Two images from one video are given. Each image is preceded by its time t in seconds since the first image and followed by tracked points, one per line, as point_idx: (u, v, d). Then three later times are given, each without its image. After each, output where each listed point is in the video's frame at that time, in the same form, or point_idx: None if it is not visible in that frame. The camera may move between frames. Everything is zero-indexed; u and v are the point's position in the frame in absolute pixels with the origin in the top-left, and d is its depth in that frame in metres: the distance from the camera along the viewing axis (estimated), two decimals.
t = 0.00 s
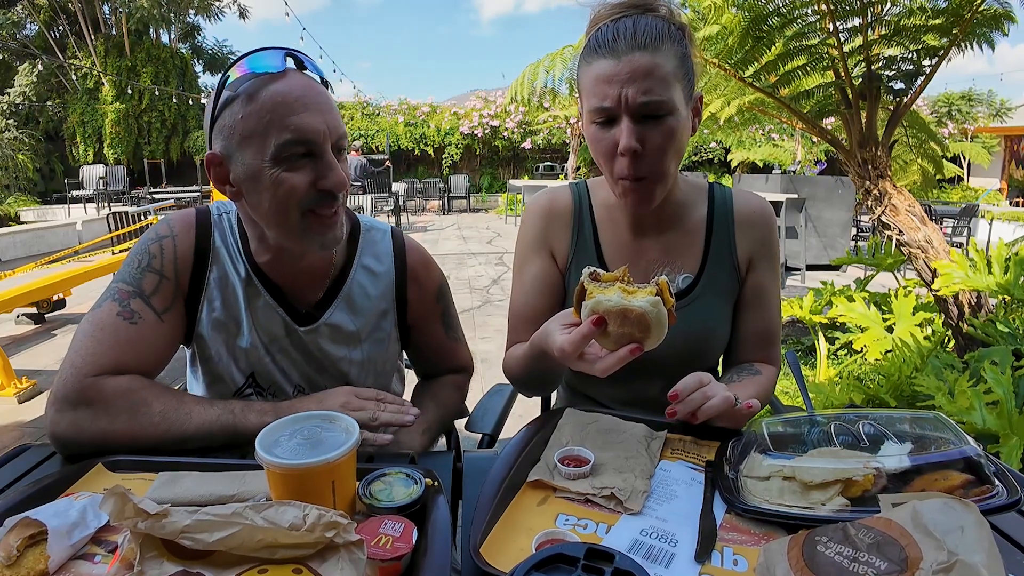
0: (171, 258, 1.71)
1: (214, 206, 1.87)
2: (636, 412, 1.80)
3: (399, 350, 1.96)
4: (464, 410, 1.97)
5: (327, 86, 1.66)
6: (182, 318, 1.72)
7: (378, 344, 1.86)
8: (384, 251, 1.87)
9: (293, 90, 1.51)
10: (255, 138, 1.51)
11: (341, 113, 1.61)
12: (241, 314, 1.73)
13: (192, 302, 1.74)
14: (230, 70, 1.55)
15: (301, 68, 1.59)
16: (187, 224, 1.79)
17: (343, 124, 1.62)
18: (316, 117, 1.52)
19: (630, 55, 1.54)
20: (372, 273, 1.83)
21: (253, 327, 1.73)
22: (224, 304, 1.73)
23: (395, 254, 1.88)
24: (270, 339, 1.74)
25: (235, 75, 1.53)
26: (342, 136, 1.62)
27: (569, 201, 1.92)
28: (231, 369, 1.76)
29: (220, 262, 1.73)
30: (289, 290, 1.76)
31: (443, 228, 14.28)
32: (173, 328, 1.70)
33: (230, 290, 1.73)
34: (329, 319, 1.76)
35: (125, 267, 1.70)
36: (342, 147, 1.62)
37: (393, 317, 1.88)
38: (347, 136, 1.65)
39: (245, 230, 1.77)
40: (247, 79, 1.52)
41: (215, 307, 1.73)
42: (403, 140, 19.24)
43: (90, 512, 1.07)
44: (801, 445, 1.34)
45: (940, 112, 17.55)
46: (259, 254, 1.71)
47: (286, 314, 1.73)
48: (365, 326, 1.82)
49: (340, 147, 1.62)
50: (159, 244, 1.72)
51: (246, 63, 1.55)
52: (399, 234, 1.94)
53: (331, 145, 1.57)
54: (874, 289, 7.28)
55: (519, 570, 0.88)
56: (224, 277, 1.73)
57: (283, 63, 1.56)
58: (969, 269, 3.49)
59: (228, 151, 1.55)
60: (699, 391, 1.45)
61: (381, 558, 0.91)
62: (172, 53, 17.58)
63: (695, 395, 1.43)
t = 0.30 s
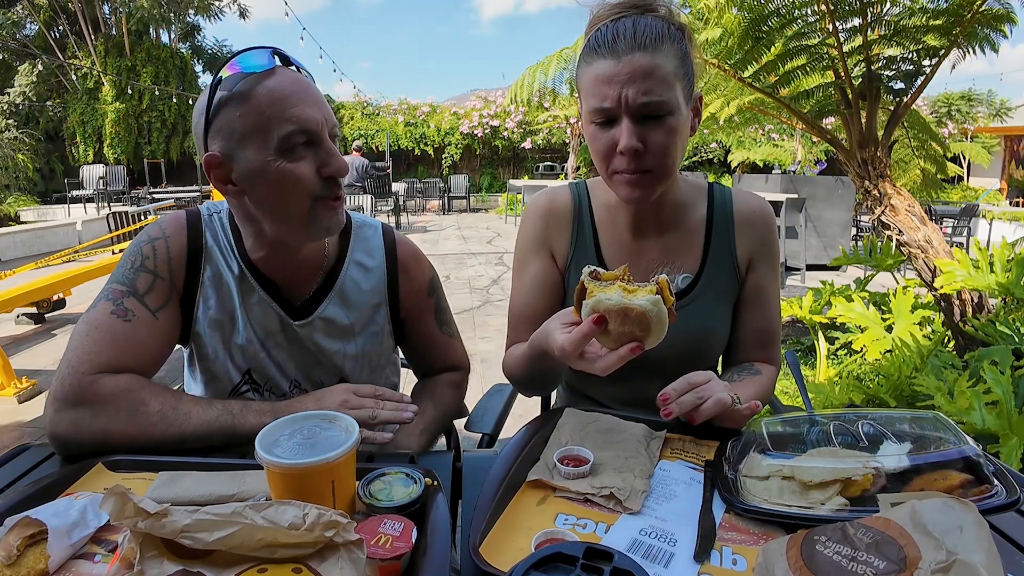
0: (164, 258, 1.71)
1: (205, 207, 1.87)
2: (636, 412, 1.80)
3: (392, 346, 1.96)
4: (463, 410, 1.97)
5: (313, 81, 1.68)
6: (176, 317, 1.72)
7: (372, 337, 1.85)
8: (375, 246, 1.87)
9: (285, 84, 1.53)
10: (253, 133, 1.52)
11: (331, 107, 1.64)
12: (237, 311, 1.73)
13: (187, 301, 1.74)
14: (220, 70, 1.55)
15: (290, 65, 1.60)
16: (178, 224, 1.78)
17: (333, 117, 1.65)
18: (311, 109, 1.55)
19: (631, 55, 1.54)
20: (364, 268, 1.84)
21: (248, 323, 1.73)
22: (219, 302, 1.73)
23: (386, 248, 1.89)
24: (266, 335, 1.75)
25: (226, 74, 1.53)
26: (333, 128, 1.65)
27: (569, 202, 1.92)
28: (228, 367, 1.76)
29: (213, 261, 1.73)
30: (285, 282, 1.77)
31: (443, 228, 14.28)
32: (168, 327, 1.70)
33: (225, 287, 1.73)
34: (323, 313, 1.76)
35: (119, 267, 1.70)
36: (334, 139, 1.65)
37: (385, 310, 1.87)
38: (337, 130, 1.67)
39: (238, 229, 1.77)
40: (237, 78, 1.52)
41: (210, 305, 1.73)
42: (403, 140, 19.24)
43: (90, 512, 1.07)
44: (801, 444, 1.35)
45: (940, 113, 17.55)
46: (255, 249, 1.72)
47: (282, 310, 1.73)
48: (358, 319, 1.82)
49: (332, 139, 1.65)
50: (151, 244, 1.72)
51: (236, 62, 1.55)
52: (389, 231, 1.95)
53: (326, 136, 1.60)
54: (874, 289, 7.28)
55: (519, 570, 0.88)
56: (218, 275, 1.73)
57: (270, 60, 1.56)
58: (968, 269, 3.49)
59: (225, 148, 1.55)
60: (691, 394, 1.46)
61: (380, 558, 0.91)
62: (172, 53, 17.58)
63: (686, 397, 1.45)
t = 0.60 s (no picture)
0: (159, 258, 1.72)
1: (199, 207, 1.87)
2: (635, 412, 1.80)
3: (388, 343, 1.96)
4: (463, 410, 1.97)
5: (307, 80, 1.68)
6: (173, 316, 1.72)
7: (366, 334, 1.85)
8: (370, 243, 1.87)
9: (279, 82, 1.53)
10: (248, 130, 1.52)
11: (324, 105, 1.64)
12: (232, 309, 1.73)
13: (184, 300, 1.74)
14: (215, 69, 1.55)
15: (284, 64, 1.60)
16: (172, 224, 1.78)
17: (327, 115, 1.66)
18: (304, 106, 1.55)
19: (630, 55, 1.53)
20: (358, 265, 1.84)
21: (244, 321, 1.73)
22: (214, 299, 1.73)
23: (379, 244, 1.89)
24: (262, 333, 1.74)
25: (220, 72, 1.53)
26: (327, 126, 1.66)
27: (567, 201, 1.92)
28: (225, 365, 1.75)
29: (208, 259, 1.73)
30: (280, 279, 1.77)
31: (443, 228, 14.28)
32: (166, 326, 1.70)
33: (219, 285, 1.74)
34: (317, 310, 1.76)
35: (115, 267, 1.70)
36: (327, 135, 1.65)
37: (379, 305, 1.87)
38: (331, 127, 1.68)
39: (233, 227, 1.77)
40: (232, 76, 1.51)
41: (206, 303, 1.73)
42: (403, 140, 19.24)
43: (90, 512, 1.07)
44: (801, 445, 1.34)
45: (940, 112, 17.55)
46: (251, 246, 1.72)
47: (276, 307, 1.73)
48: (353, 315, 1.82)
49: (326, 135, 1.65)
50: (146, 244, 1.73)
51: (230, 61, 1.55)
52: (382, 228, 1.95)
53: (320, 133, 1.60)
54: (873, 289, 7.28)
55: (519, 570, 0.88)
56: (213, 273, 1.74)
57: (265, 60, 1.56)
58: (968, 269, 3.49)
59: (220, 146, 1.55)
60: (690, 403, 1.44)
61: (380, 558, 0.91)
62: (172, 53, 17.57)
63: (685, 408, 1.44)
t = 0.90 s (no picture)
0: (158, 258, 1.71)
1: (198, 207, 1.87)
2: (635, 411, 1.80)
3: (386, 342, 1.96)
4: (463, 410, 1.97)
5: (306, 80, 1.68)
6: (171, 317, 1.72)
7: (365, 333, 1.85)
8: (368, 242, 1.88)
9: (279, 81, 1.53)
10: (248, 129, 1.52)
11: (323, 104, 1.65)
12: (231, 308, 1.73)
13: (182, 301, 1.73)
14: (215, 68, 1.55)
15: (283, 64, 1.60)
16: (171, 225, 1.78)
17: (326, 115, 1.66)
18: (303, 105, 1.56)
19: (633, 54, 1.53)
20: (356, 264, 1.84)
21: (243, 320, 1.73)
22: (213, 299, 1.73)
23: (378, 243, 1.89)
24: (261, 332, 1.74)
25: (220, 72, 1.53)
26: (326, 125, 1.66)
27: (567, 202, 1.92)
28: (224, 364, 1.75)
29: (207, 259, 1.73)
30: (277, 278, 1.77)
31: (443, 228, 14.28)
32: (164, 326, 1.70)
33: (218, 284, 1.74)
34: (316, 309, 1.76)
35: (114, 268, 1.71)
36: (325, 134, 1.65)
37: (377, 305, 1.87)
38: (329, 127, 1.68)
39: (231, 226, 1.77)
40: (232, 75, 1.51)
41: (205, 302, 1.73)
42: (403, 140, 19.24)
43: (90, 512, 1.07)
44: (801, 444, 1.35)
45: (940, 112, 17.55)
46: (250, 244, 1.72)
47: (274, 305, 1.73)
48: (351, 314, 1.82)
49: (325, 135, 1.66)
50: (145, 245, 1.73)
51: (230, 61, 1.55)
52: (381, 227, 1.95)
53: (319, 132, 1.61)
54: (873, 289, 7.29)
55: (519, 570, 0.88)
56: (213, 273, 1.74)
57: (264, 59, 1.56)
58: (968, 269, 3.49)
59: (220, 144, 1.55)
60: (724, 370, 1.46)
61: (381, 558, 0.91)
62: (172, 53, 17.57)
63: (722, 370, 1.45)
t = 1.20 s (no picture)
0: (158, 258, 1.72)
1: (198, 207, 1.87)
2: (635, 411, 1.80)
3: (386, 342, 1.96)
4: (463, 410, 1.97)
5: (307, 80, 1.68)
6: (171, 316, 1.72)
7: (365, 332, 1.85)
8: (368, 242, 1.88)
9: (280, 81, 1.54)
10: (248, 129, 1.53)
11: (323, 105, 1.65)
12: (231, 307, 1.73)
13: (182, 302, 1.74)
14: (217, 68, 1.55)
15: (284, 65, 1.60)
16: (170, 225, 1.78)
17: (326, 115, 1.66)
18: (303, 105, 1.56)
19: (639, 55, 1.54)
20: (356, 263, 1.84)
21: (243, 320, 1.73)
22: (214, 299, 1.74)
23: (378, 243, 1.89)
24: (261, 332, 1.75)
25: (222, 72, 1.53)
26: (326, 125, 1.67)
27: (567, 202, 1.92)
28: (224, 364, 1.75)
29: (207, 259, 1.74)
30: (277, 277, 1.77)
31: (443, 228, 14.27)
32: (163, 326, 1.70)
33: (218, 284, 1.74)
34: (316, 309, 1.76)
35: (114, 268, 1.71)
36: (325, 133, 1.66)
37: (377, 305, 1.87)
38: (329, 126, 1.69)
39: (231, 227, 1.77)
40: (234, 75, 1.51)
41: (205, 302, 1.73)
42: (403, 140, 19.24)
43: (90, 512, 1.07)
44: (800, 444, 1.35)
45: (940, 112, 17.55)
46: (251, 244, 1.72)
47: (274, 305, 1.73)
48: (351, 314, 1.82)
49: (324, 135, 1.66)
50: (145, 245, 1.73)
51: (231, 61, 1.55)
52: (380, 227, 1.95)
53: (319, 132, 1.61)
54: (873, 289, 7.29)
55: (519, 570, 0.88)
56: (213, 273, 1.74)
57: (265, 59, 1.57)
58: (968, 269, 3.49)
59: (221, 144, 1.55)
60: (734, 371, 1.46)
61: (381, 558, 0.91)
62: (172, 53, 17.57)
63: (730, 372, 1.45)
